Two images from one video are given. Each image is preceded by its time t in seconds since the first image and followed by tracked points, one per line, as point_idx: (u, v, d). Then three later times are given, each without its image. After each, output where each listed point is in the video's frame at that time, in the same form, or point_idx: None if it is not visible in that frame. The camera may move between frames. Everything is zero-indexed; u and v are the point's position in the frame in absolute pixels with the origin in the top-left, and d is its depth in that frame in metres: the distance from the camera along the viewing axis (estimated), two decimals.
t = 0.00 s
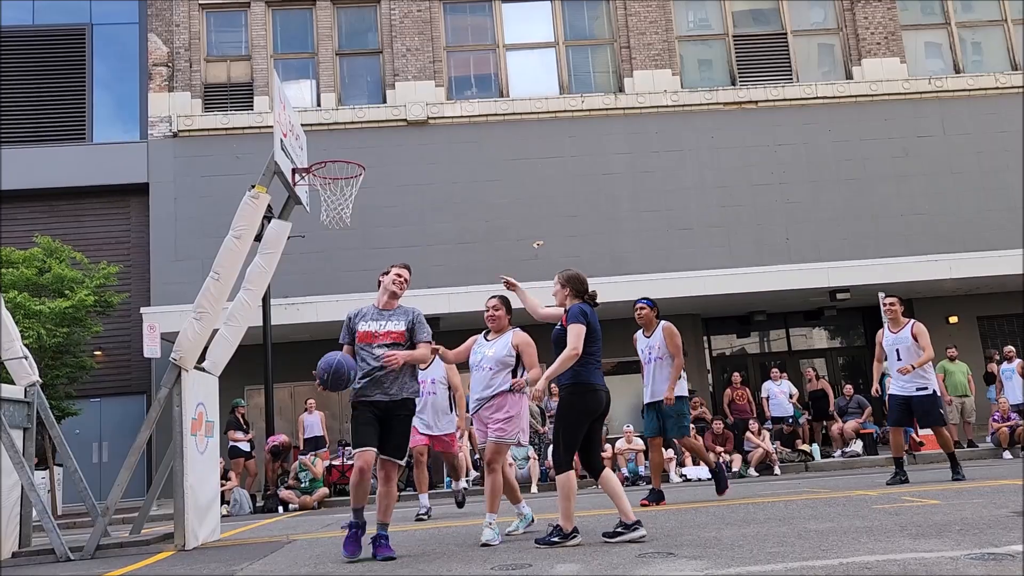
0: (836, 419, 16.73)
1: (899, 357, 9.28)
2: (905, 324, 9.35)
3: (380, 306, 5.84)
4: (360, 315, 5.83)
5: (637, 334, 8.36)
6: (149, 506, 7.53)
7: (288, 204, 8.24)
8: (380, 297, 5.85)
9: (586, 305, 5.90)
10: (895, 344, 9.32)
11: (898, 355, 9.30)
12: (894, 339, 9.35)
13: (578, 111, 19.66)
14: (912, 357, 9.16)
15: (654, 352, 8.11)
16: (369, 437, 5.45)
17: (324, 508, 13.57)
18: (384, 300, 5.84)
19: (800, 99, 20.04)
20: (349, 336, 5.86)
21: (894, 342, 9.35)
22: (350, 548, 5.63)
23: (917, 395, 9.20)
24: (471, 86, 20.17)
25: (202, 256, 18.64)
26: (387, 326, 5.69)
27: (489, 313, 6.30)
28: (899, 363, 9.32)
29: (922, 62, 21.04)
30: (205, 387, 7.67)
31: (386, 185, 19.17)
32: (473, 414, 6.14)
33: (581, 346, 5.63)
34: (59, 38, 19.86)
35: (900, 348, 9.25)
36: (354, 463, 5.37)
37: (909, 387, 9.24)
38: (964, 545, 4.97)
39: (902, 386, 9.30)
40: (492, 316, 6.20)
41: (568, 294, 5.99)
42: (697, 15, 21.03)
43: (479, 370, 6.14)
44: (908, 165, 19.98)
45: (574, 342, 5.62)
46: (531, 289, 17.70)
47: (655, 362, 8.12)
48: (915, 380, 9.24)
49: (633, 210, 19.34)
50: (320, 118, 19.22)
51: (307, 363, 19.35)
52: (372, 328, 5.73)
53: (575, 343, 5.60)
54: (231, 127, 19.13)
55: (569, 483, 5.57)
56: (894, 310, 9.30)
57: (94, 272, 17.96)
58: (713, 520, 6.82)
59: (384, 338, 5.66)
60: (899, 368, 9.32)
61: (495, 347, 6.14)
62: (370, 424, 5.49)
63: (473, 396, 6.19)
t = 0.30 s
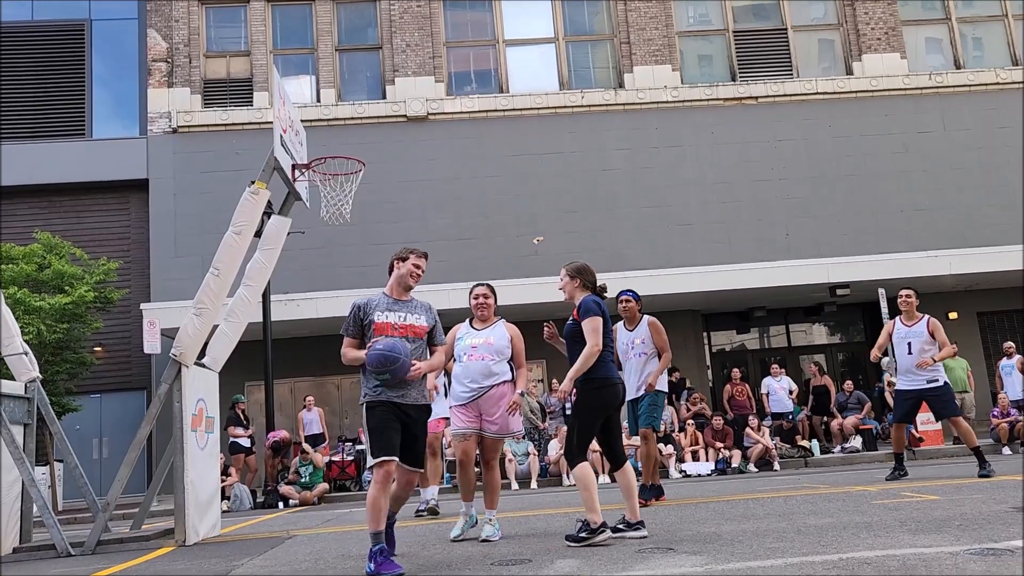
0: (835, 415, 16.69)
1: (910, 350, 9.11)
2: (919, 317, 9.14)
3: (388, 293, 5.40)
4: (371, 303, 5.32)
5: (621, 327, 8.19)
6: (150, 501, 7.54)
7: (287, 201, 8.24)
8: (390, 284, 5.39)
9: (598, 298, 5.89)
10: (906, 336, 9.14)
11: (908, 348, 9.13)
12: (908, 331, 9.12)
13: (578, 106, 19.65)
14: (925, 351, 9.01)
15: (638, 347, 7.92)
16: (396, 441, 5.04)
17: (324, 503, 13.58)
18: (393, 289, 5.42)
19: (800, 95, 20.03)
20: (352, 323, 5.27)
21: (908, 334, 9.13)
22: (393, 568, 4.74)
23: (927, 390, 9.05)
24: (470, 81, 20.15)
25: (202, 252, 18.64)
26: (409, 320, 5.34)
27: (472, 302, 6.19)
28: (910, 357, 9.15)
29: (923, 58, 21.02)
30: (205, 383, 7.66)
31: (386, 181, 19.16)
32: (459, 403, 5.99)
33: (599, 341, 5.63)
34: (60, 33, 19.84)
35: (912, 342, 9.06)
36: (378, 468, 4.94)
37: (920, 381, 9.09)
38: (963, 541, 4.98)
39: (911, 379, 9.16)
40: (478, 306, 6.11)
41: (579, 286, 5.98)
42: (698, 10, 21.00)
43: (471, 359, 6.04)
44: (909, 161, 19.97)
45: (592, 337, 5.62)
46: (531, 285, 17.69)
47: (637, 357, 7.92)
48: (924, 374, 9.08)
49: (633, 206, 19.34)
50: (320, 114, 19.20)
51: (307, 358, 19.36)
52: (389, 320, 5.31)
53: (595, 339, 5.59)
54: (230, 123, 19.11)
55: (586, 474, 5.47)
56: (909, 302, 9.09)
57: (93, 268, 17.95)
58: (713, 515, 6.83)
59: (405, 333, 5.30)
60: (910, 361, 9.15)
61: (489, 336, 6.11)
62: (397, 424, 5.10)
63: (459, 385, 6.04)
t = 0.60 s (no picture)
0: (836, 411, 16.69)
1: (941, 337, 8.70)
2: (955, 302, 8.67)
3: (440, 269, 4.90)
4: (432, 280, 4.76)
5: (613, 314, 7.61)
6: (151, 496, 7.55)
7: (288, 196, 8.24)
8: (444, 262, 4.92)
9: (593, 291, 5.90)
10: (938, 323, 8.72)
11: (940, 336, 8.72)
12: (940, 316, 8.70)
13: (579, 102, 19.63)
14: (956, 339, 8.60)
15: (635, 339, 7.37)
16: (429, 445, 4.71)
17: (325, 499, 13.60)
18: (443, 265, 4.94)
19: (801, 90, 20.01)
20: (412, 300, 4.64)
21: (940, 320, 8.71)
22: (393, 563, 4.72)
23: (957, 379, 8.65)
24: (471, 77, 20.13)
25: (203, 247, 18.64)
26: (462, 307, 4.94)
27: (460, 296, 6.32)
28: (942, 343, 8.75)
29: (924, 54, 20.99)
30: (207, 377, 7.66)
31: (387, 177, 19.15)
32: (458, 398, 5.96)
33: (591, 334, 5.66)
34: (61, 28, 19.84)
35: (944, 329, 8.67)
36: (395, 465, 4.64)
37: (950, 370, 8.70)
38: (963, 536, 4.99)
39: (940, 367, 8.78)
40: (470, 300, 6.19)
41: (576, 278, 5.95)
42: (699, 6, 20.97)
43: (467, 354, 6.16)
44: (910, 156, 19.94)
45: (585, 331, 5.64)
46: (532, 281, 17.69)
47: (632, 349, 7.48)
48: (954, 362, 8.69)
49: (634, 202, 19.33)
50: (321, 110, 19.19)
51: (308, 354, 19.38)
52: (446, 303, 4.82)
53: (586, 334, 5.64)
54: (231, 119, 19.09)
55: (604, 473, 5.39)
56: (945, 287, 8.62)
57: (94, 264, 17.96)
58: (714, 511, 6.84)
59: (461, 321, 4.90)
60: (941, 348, 8.75)
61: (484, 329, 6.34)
62: (436, 436, 4.68)
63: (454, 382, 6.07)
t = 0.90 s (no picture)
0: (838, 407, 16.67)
1: (959, 331, 8.66)
2: (975, 298, 8.65)
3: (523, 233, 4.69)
4: (517, 236, 4.56)
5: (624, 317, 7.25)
6: (153, 493, 7.56)
7: (289, 192, 8.24)
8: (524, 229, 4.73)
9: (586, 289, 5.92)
10: (957, 317, 8.68)
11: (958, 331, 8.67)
12: (959, 311, 8.70)
13: (580, 98, 19.59)
14: (975, 335, 8.54)
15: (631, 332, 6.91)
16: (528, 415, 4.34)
17: (326, 495, 13.61)
18: (525, 227, 4.74)
19: (803, 87, 19.96)
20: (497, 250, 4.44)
21: (959, 315, 8.70)
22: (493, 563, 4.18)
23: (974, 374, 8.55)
24: (473, 73, 20.12)
25: (204, 244, 18.65)
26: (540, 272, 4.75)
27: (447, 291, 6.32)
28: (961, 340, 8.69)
29: (927, 50, 20.95)
30: (208, 374, 7.66)
31: (388, 173, 19.14)
32: (437, 399, 6.05)
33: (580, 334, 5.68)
34: (63, 23, 19.86)
35: (961, 323, 8.65)
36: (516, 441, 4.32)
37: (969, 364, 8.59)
38: (964, 533, 4.99)
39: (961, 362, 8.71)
40: (432, 318, 6.15)
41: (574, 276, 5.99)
42: (701, 2, 20.94)
43: (439, 354, 6.12)
44: (912, 153, 19.92)
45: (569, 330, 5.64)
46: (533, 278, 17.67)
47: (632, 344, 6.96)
48: (970, 357, 8.58)
49: (636, 199, 19.31)
50: (322, 106, 19.18)
51: (309, 351, 19.39)
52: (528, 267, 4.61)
53: (571, 332, 5.62)
54: (232, 116, 19.09)
55: (605, 470, 5.41)
56: (964, 283, 8.59)
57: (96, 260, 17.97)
58: (715, 507, 6.84)
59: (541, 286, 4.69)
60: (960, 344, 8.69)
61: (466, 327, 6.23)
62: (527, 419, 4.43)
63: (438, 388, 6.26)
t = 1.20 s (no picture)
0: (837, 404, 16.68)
1: (980, 327, 8.65)
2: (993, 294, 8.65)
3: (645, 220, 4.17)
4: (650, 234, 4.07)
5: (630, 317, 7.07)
6: (154, 489, 7.56)
7: (290, 189, 8.23)
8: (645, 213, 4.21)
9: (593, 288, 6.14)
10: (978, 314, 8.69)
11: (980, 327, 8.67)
12: (978, 309, 8.71)
13: (580, 95, 19.58)
14: (995, 331, 8.52)
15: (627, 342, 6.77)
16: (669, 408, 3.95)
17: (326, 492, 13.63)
18: (642, 209, 4.20)
19: (804, 84, 19.94)
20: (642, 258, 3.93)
21: (978, 312, 8.71)
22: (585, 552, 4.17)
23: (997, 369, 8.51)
24: (473, 70, 20.10)
25: (204, 240, 18.65)
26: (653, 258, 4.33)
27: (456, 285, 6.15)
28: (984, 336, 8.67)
29: (928, 47, 20.94)
30: (208, 370, 7.66)
31: (388, 170, 19.13)
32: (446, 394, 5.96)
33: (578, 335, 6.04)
34: (64, 19, 19.86)
35: (981, 319, 8.65)
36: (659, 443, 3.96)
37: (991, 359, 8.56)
38: (965, 530, 4.99)
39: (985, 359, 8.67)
40: (442, 313, 5.87)
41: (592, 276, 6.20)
42: None
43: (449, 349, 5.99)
44: (913, 150, 19.91)
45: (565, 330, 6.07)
46: (533, 274, 17.67)
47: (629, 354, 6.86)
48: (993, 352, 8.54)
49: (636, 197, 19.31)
50: (322, 102, 19.17)
51: (310, 347, 19.40)
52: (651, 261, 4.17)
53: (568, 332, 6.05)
54: (233, 112, 19.08)
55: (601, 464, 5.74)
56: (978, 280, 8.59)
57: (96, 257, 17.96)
58: (715, 504, 6.84)
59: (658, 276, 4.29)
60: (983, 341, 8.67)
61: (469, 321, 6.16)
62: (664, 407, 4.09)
63: (432, 382, 6.12)
